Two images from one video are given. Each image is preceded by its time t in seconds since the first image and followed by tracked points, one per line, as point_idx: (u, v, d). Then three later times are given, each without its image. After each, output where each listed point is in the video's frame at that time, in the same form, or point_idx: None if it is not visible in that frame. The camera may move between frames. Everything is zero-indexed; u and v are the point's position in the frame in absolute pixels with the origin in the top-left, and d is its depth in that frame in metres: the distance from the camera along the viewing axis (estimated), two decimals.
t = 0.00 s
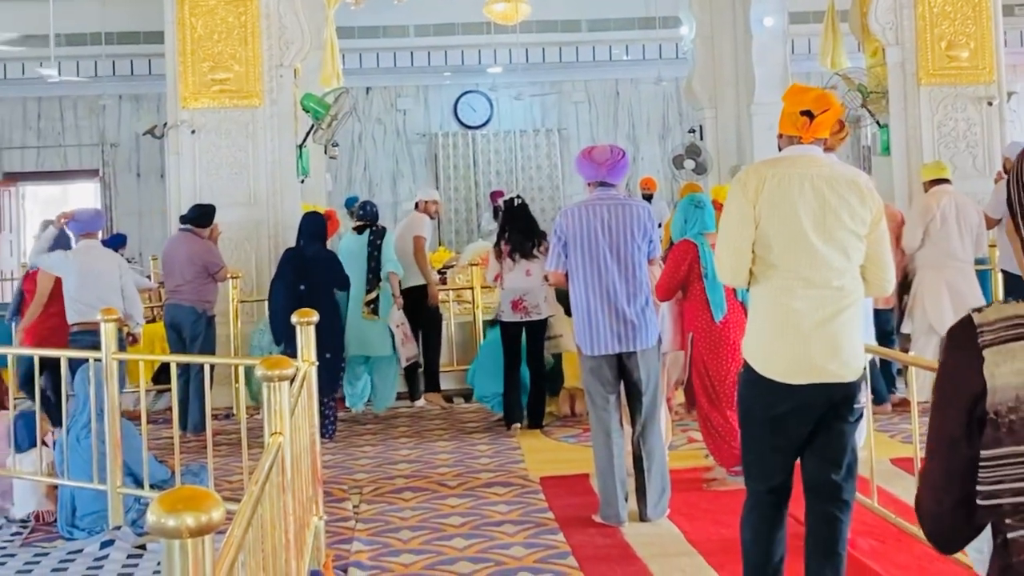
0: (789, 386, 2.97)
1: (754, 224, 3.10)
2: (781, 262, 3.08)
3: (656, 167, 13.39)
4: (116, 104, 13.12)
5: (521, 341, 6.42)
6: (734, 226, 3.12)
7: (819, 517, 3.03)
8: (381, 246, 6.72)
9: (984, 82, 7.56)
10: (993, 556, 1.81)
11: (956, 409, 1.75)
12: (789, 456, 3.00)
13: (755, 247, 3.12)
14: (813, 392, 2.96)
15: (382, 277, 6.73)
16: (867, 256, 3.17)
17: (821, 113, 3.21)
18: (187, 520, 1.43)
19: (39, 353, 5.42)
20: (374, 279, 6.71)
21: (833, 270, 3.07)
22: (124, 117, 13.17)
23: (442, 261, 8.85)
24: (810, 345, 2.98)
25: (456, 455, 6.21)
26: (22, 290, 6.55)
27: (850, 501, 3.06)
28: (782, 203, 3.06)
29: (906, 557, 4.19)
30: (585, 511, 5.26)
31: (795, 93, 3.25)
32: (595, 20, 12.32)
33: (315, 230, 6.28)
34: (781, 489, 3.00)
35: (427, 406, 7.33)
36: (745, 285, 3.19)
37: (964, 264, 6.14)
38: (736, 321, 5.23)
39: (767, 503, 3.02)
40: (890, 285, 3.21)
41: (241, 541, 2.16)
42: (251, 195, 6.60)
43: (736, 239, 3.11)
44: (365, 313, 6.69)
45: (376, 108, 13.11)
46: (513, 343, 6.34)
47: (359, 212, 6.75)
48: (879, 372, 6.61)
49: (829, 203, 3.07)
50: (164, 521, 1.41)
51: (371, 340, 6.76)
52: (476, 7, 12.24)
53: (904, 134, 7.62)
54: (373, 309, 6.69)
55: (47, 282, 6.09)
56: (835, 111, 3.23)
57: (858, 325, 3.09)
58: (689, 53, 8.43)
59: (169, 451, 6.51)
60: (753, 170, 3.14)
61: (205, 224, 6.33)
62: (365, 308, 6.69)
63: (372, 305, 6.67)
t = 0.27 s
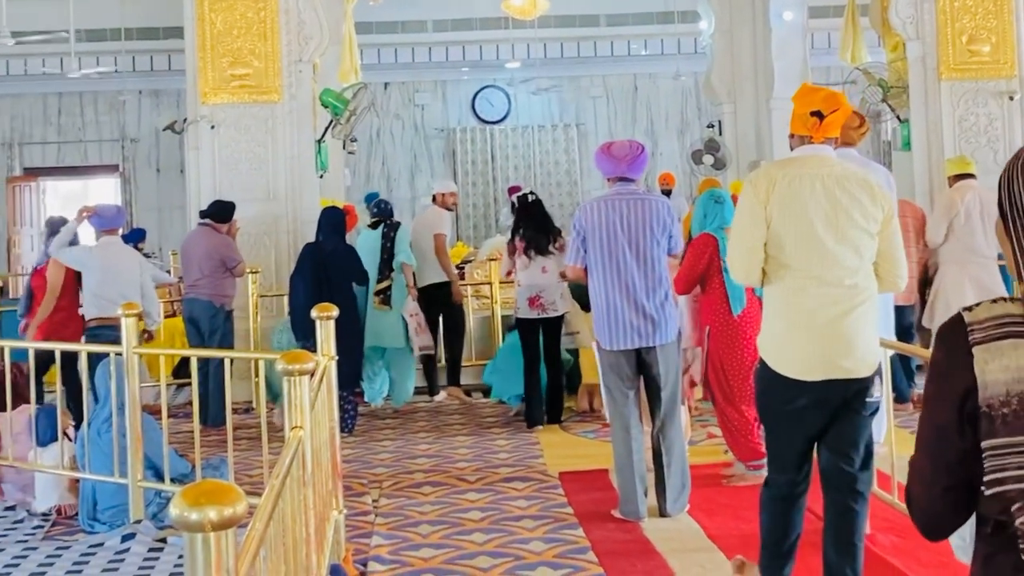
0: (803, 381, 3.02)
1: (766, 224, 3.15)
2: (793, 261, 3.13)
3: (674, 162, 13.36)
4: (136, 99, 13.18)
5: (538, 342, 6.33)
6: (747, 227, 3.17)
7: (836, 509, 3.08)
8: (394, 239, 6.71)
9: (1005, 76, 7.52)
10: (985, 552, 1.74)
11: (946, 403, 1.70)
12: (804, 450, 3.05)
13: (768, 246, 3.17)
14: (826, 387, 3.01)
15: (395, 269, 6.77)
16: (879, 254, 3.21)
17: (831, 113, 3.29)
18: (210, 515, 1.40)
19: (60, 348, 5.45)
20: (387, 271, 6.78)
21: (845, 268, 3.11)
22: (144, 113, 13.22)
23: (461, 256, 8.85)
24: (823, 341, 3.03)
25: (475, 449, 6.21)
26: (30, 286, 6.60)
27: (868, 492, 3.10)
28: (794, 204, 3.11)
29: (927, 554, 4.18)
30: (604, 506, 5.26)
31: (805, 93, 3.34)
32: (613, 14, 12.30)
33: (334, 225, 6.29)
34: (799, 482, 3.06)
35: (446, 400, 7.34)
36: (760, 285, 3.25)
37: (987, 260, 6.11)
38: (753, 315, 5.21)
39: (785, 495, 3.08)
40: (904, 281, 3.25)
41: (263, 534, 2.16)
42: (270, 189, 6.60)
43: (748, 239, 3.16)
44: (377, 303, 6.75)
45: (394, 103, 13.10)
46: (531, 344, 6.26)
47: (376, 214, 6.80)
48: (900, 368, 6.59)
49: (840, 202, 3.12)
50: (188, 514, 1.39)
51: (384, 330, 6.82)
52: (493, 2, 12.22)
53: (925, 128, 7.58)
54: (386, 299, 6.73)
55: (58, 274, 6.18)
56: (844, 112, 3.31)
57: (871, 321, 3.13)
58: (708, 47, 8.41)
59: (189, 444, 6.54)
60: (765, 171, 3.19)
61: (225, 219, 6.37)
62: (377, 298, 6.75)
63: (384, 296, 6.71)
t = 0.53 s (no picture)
0: (813, 379, 3.11)
1: (776, 229, 3.24)
2: (803, 262, 3.21)
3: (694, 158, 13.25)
4: (156, 96, 13.02)
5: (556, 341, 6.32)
6: (758, 231, 3.26)
7: (853, 503, 3.12)
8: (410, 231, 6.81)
9: None
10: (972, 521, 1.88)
11: (935, 381, 1.83)
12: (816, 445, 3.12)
13: (778, 250, 3.26)
14: (837, 385, 3.09)
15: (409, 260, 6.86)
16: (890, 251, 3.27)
17: (837, 116, 3.33)
18: (233, 509, 1.46)
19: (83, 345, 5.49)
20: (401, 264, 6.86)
21: (855, 268, 3.18)
22: (164, 108, 13.07)
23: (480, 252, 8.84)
24: (832, 340, 3.11)
25: (494, 446, 6.21)
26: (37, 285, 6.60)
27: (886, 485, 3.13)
28: (802, 208, 3.20)
29: (949, 551, 4.16)
30: (624, 502, 5.26)
31: (809, 96, 3.36)
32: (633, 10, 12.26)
33: (353, 221, 6.29)
34: (812, 473, 3.13)
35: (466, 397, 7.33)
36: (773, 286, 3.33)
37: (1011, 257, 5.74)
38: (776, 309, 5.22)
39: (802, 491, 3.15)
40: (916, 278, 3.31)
41: (284, 529, 2.18)
42: (289, 185, 6.60)
43: (758, 243, 3.25)
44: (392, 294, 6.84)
45: (412, 98, 13.04)
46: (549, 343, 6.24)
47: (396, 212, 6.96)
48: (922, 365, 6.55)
49: (848, 203, 3.19)
50: (210, 509, 1.45)
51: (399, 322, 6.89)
52: None
53: (948, 124, 7.53)
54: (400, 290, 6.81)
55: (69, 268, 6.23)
56: (850, 113, 3.35)
57: (882, 319, 3.20)
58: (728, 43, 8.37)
59: (210, 440, 6.55)
60: (774, 177, 3.28)
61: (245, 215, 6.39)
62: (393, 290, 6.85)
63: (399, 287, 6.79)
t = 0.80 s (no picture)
0: (819, 369, 3.13)
1: (783, 226, 3.24)
2: (808, 258, 3.22)
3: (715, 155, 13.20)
4: (177, 93, 13.10)
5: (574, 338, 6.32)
6: (765, 229, 3.26)
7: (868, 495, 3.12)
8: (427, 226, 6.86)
9: None
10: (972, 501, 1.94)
11: (939, 369, 1.88)
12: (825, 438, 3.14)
13: (786, 247, 3.26)
14: (843, 376, 3.11)
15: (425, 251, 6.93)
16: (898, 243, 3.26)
17: (840, 113, 3.50)
18: (257, 505, 1.51)
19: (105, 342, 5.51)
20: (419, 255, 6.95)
21: (862, 262, 3.19)
22: (185, 105, 13.13)
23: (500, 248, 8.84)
24: (838, 333, 3.12)
25: (515, 442, 6.22)
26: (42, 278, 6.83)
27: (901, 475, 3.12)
28: (808, 205, 3.21)
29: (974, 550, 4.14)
30: (645, 499, 5.25)
31: (815, 96, 3.52)
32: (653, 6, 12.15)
33: (370, 218, 6.30)
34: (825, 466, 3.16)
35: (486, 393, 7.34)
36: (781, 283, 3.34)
37: None
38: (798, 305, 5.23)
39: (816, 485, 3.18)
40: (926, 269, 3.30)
41: (306, 525, 2.20)
42: (309, 182, 6.61)
43: (764, 241, 3.26)
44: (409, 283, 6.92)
45: (432, 95, 13.07)
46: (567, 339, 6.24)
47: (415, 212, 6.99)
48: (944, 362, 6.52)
49: (851, 198, 3.19)
50: (234, 504, 1.50)
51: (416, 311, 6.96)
52: None
53: (970, 120, 7.49)
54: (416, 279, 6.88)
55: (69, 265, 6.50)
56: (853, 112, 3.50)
57: (890, 312, 3.20)
58: (749, 39, 8.34)
59: (231, 435, 6.57)
60: (781, 175, 3.28)
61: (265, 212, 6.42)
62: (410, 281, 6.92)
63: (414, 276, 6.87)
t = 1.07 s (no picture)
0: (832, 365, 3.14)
1: (793, 221, 3.29)
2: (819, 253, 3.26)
3: (738, 152, 13.08)
4: (194, 89, 12.97)
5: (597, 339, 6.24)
6: (776, 226, 3.31)
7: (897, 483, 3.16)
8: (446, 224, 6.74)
9: None
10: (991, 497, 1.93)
11: (953, 360, 1.91)
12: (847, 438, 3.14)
13: (797, 243, 3.31)
14: (856, 370, 3.11)
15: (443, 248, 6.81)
16: (910, 237, 3.27)
17: (852, 108, 3.46)
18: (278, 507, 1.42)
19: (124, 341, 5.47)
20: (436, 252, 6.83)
21: (872, 256, 3.21)
22: (202, 100, 13.02)
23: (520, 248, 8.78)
24: (848, 328, 3.14)
25: (536, 444, 6.15)
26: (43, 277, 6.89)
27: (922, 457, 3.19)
28: (817, 200, 3.25)
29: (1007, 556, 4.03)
30: (668, 502, 5.16)
31: (825, 90, 3.50)
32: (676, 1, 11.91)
33: (384, 216, 6.24)
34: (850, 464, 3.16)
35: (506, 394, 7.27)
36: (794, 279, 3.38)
37: None
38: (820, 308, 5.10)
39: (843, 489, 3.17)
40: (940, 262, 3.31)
41: (329, 530, 2.13)
42: (326, 179, 6.54)
43: (774, 237, 3.31)
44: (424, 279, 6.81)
45: (451, 92, 12.93)
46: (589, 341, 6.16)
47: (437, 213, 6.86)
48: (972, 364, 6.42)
49: (861, 193, 3.22)
50: (257, 505, 1.42)
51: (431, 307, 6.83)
52: None
53: (1001, 118, 7.37)
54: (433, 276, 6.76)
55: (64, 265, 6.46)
56: (865, 105, 3.48)
57: (902, 306, 3.21)
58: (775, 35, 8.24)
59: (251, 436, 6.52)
60: (791, 171, 3.33)
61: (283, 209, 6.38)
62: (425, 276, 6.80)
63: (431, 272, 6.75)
